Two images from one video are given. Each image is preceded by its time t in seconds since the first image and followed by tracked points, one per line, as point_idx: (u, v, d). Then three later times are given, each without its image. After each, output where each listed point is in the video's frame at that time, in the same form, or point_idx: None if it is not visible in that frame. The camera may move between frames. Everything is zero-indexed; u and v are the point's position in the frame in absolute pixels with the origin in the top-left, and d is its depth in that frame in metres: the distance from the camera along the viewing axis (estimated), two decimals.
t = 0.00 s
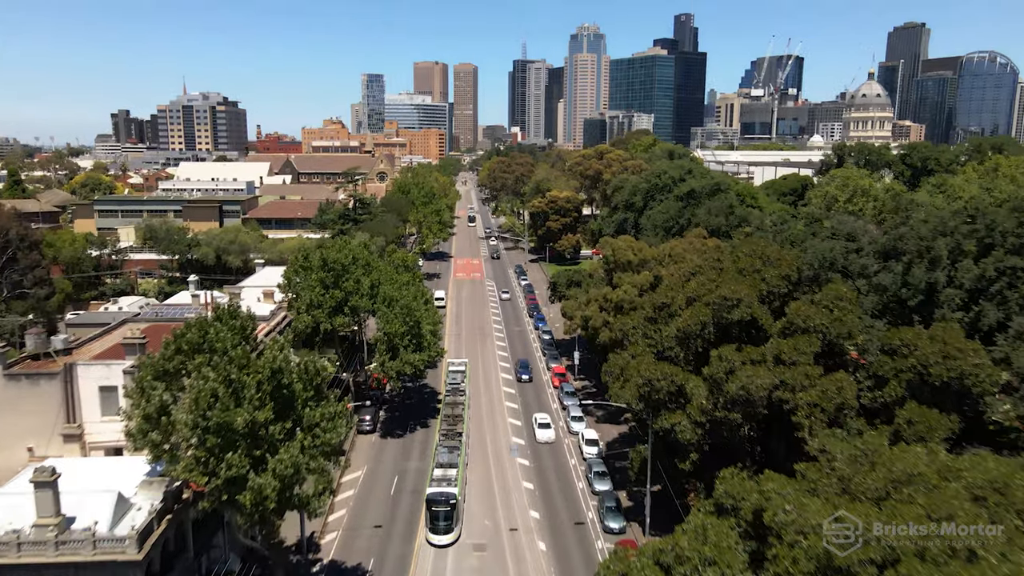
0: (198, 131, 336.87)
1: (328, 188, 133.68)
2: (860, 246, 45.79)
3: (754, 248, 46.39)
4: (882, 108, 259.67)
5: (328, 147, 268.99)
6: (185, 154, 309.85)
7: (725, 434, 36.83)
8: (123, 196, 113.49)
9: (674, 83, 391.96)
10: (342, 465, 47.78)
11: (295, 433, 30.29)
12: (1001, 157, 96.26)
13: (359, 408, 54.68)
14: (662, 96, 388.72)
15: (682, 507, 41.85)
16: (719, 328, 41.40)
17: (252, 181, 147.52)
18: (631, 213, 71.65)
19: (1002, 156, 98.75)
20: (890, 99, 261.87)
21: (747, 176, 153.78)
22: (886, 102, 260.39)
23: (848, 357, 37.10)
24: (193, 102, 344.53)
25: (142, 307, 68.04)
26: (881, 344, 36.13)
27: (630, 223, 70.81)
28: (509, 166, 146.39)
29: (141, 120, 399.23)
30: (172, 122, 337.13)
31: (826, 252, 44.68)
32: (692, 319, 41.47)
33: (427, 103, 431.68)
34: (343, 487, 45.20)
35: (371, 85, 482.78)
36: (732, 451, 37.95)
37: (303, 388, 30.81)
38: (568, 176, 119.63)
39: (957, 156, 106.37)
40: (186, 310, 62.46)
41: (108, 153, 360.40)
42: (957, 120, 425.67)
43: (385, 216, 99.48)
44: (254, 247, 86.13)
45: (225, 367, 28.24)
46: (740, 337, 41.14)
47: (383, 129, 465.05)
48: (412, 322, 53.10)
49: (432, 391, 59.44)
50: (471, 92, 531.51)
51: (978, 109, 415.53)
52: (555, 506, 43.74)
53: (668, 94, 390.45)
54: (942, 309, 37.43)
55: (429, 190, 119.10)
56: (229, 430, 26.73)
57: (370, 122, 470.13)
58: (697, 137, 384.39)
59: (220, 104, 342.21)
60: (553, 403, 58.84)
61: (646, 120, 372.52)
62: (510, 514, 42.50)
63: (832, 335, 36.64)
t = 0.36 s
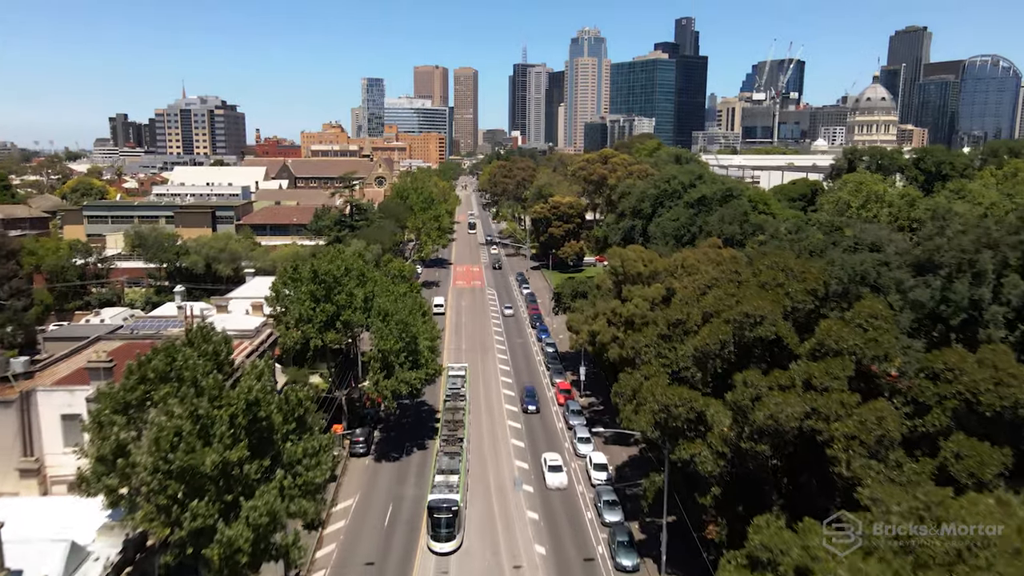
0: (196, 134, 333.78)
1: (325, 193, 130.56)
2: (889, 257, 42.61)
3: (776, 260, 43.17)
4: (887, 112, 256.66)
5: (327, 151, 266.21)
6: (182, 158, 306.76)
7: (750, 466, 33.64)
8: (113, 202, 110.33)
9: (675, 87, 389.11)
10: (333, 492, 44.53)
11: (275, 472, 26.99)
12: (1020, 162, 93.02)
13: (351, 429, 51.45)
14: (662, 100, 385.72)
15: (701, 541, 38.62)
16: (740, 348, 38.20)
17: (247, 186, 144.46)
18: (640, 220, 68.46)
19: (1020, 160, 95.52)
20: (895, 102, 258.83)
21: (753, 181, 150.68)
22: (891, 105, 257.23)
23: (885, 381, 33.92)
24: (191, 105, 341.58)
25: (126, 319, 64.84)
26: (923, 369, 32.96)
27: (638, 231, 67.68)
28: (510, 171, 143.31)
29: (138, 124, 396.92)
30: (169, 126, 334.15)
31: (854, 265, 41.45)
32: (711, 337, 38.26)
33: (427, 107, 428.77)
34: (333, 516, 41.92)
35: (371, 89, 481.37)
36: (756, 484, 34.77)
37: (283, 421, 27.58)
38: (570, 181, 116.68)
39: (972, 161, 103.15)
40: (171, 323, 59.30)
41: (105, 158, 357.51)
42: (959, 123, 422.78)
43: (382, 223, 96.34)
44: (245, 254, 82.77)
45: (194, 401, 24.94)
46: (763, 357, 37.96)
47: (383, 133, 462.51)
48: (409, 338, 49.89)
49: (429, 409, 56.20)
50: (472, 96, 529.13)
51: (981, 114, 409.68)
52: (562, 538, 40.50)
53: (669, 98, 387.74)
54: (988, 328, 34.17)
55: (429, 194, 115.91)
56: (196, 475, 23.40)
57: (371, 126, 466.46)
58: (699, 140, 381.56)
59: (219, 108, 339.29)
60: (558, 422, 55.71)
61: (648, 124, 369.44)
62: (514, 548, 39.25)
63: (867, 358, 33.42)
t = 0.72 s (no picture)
0: (194, 138, 330.92)
1: (322, 198, 127.41)
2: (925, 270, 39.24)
3: (801, 273, 39.88)
4: (892, 115, 253.71)
5: (325, 155, 263.35)
6: (180, 162, 303.86)
7: (780, 501, 30.50)
8: (102, 207, 107.17)
9: (677, 91, 386.38)
10: (323, 523, 41.24)
11: (248, 520, 23.62)
12: None
13: (342, 455, 48.15)
14: (663, 104, 382.94)
15: None
16: (765, 370, 35.11)
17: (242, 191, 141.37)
18: (648, 227, 65.11)
19: None
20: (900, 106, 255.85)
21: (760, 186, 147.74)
22: (896, 109, 254.31)
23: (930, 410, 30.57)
24: (189, 109, 338.90)
25: (107, 332, 61.60)
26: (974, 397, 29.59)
27: (646, 239, 64.40)
28: (512, 175, 140.29)
29: (136, 127, 394.33)
30: (167, 130, 331.13)
31: (888, 279, 38.28)
32: (733, 359, 35.18)
33: (427, 111, 425.97)
34: (322, 551, 38.63)
35: (371, 92, 479.14)
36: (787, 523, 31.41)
37: (257, 463, 24.23)
38: (573, 187, 113.59)
39: (988, 166, 99.95)
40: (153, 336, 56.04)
41: (103, 162, 354.74)
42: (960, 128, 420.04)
43: (379, 229, 93.10)
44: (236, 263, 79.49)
45: (155, 443, 21.66)
46: (790, 380, 34.90)
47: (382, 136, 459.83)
48: (405, 356, 46.51)
49: (427, 430, 52.89)
50: (472, 100, 526.72)
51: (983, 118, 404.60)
52: None
53: (670, 102, 385.04)
54: None
55: (428, 199, 112.70)
56: (150, 533, 20.05)
57: (370, 130, 463.89)
58: (700, 145, 378.76)
59: (217, 111, 336.54)
60: (563, 443, 52.43)
61: (649, 128, 366.54)
62: None
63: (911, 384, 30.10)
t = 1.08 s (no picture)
0: (192, 143, 328.06)
1: (318, 203, 124.24)
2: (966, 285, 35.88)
3: (831, 288, 36.56)
4: (898, 119, 250.14)
5: (324, 160, 260.49)
6: (177, 167, 300.98)
7: (817, 547, 27.24)
8: (91, 213, 103.94)
9: (678, 95, 383.44)
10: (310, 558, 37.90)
11: None
12: None
13: (332, 481, 44.69)
14: (664, 108, 380.04)
15: None
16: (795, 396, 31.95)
17: (237, 196, 138.15)
18: (658, 235, 61.72)
19: None
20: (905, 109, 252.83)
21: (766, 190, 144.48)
22: (902, 113, 251.35)
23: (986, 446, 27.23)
24: (187, 113, 336.12)
25: (87, 346, 58.27)
26: None
27: (655, 248, 61.07)
28: (513, 179, 137.23)
29: (133, 132, 391.60)
30: (164, 135, 328.35)
31: (927, 295, 34.96)
32: (759, 384, 32.05)
33: (427, 115, 423.19)
34: None
35: (370, 97, 476.85)
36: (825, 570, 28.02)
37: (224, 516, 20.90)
38: (576, 192, 110.43)
39: (1006, 170, 96.62)
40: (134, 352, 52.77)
41: (100, 167, 351.82)
42: (964, 131, 415.77)
43: (376, 236, 89.88)
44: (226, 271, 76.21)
45: (95, 499, 18.27)
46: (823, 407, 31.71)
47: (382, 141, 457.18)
48: (400, 375, 43.05)
49: (424, 453, 49.44)
50: (472, 104, 524.18)
51: (987, 121, 399.93)
52: None
53: (671, 105, 382.26)
54: None
55: (427, 205, 109.51)
56: None
57: (370, 134, 461.49)
58: (702, 149, 375.82)
59: (215, 116, 333.72)
60: (570, 467, 49.03)
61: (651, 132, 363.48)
62: None
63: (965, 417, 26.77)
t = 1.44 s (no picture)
0: (189, 146, 324.98)
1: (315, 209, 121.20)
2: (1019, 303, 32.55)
3: (867, 304, 33.27)
4: (902, 123, 247.19)
5: (323, 164, 257.81)
6: (175, 170, 297.93)
7: None
8: (80, 219, 100.81)
9: (680, 99, 380.77)
10: None
11: None
12: None
13: (321, 512, 41.28)
14: (665, 111, 377.32)
15: None
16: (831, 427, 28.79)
17: (232, 201, 135.03)
18: (668, 243, 58.49)
19: None
20: (910, 113, 249.66)
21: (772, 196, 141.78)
22: (906, 117, 248.30)
23: None
24: (185, 117, 333.20)
25: (64, 360, 55.03)
26: None
27: (666, 257, 57.85)
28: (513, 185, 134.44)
29: (131, 135, 388.97)
30: (162, 138, 325.29)
31: (975, 312, 31.67)
32: (792, 414, 28.85)
33: (427, 119, 420.38)
34: None
35: (370, 101, 473.89)
36: None
37: None
38: (579, 198, 107.46)
39: None
40: (113, 368, 49.55)
41: (97, 171, 348.95)
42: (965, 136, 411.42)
43: (373, 243, 86.71)
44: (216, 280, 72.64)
45: None
46: (863, 439, 28.49)
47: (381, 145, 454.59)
48: (395, 397, 39.58)
49: (421, 477, 46.28)
50: (472, 108, 521.68)
51: (989, 125, 394.51)
52: None
53: (672, 109, 379.44)
54: None
55: (426, 210, 106.35)
56: None
57: (370, 139, 458.21)
58: (704, 153, 372.94)
59: (213, 119, 330.75)
60: (577, 492, 45.83)
61: (652, 135, 360.24)
62: None
63: None
